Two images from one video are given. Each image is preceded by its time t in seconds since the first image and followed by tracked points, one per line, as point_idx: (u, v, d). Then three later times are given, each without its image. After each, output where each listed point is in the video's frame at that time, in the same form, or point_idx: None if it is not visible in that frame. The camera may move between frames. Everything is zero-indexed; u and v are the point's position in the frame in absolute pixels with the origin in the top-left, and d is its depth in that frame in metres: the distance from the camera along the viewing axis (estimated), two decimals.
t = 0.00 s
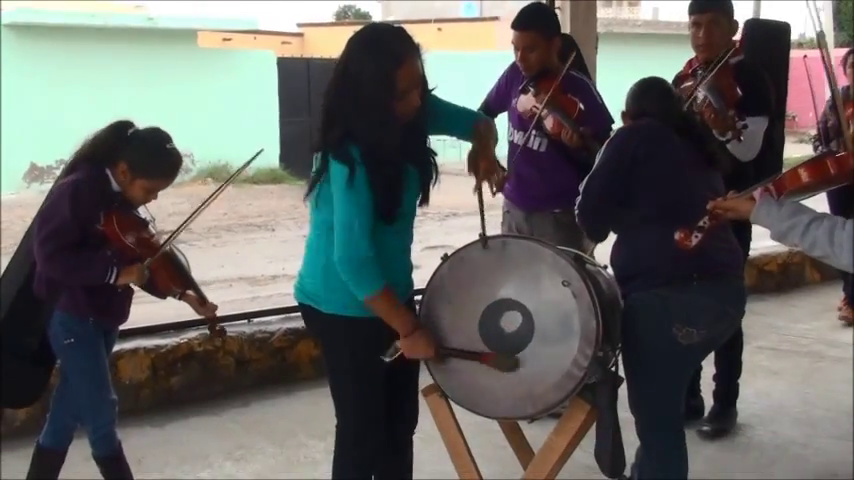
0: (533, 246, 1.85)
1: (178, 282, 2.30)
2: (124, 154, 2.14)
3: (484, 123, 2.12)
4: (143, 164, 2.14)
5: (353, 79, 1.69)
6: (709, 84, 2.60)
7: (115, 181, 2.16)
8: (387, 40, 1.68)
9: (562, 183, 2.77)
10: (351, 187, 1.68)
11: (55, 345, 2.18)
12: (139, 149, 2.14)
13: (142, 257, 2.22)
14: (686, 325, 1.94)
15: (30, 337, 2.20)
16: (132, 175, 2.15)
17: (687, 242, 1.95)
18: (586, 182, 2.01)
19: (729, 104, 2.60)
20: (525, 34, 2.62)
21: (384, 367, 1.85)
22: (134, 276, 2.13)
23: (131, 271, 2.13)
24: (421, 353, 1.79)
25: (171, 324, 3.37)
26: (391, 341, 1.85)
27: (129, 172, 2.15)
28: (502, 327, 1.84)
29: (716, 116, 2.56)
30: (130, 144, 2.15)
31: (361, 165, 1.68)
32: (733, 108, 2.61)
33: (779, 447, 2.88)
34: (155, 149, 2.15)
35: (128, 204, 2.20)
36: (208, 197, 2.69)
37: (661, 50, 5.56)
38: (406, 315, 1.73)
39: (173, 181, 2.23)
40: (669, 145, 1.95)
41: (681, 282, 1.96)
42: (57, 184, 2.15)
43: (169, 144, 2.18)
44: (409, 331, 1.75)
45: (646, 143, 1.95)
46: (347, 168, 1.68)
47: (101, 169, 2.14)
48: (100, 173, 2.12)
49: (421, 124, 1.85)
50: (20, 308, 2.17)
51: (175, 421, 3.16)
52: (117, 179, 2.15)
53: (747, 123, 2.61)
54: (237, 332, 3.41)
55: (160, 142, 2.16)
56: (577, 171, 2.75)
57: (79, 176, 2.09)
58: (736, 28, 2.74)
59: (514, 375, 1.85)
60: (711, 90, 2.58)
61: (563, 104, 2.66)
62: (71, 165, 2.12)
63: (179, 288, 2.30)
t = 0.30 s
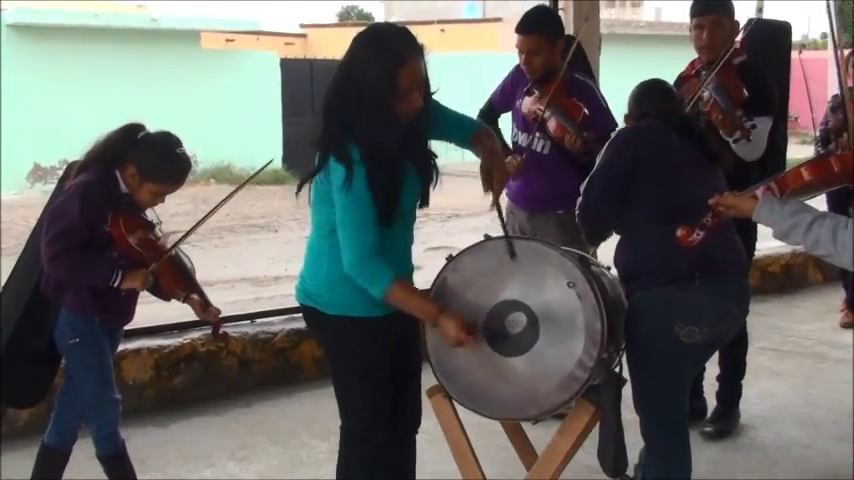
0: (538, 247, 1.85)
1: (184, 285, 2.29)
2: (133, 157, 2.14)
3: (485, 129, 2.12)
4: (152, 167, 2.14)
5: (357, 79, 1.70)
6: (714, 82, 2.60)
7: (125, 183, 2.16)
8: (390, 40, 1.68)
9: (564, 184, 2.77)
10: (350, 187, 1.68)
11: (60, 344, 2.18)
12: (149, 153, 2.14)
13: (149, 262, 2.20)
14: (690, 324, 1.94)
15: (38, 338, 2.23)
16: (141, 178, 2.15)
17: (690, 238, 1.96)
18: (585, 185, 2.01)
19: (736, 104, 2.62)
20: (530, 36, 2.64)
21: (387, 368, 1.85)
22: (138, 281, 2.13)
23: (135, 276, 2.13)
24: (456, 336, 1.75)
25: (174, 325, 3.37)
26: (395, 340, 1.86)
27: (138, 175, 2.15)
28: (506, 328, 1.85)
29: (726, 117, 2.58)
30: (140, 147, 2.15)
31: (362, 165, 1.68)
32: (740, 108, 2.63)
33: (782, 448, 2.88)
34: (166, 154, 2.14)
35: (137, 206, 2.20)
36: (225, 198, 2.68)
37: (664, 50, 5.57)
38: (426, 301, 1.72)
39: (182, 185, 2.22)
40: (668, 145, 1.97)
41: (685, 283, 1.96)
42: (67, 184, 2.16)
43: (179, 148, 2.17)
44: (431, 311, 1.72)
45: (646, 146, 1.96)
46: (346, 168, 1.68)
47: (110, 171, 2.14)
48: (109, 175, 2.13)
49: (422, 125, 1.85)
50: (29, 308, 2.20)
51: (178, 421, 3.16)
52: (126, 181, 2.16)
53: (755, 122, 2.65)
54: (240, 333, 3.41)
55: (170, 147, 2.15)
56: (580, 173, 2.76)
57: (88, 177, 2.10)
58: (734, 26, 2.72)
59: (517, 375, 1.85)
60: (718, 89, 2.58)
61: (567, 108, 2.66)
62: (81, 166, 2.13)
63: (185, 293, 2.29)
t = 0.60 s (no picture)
0: (533, 248, 1.86)
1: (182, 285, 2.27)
2: (134, 157, 2.14)
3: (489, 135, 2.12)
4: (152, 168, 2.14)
5: (351, 78, 1.70)
6: (711, 90, 2.65)
7: (125, 183, 2.16)
8: (384, 38, 1.69)
9: (562, 185, 2.77)
10: (329, 181, 1.69)
11: (59, 344, 2.18)
12: (149, 154, 2.14)
13: (148, 261, 2.20)
14: (686, 324, 1.95)
15: (36, 336, 2.24)
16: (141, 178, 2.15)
17: (685, 237, 1.94)
18: (577, 187, 2.03)
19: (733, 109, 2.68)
20: (535, 32, 2.64)
21: (384, 367, 1.86)
22: (127, 283, 2.11)
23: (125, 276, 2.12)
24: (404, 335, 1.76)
25: (172, 325, 3.37)
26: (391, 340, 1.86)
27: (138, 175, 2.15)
28: (502, 329, 1.86)
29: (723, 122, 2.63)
30: (142, 147, 2.15)
31: (343, 161, 1.68)
32: (738, 113, 2.68)
33: (780, 449, 2.88)
34: (168, 156, 2.14)
35: (136, 206, 2.20)
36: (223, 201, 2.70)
37: (663, 51, 5.57)
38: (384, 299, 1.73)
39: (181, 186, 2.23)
40: (660, 148, 1.98)
41: (681, 282, 1.97)
42: (68, 183, 2.16)
43: (180, 150, 2.17)
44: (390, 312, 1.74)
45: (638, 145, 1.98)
46: (326, 160, 1.68)
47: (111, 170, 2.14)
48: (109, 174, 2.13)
49: (416, 126, 1.86)
50: (27, 308, 2.21)
51: (175, 421, 3.16)
52: (126, 181, 2.15)
53: (752, 124, 2.70)
54: (237, 333, 3.41)
55: (172, 148, 2.15)
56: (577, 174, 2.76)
57: (89, 176, 2.10)
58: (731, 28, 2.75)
59: (513, 375, 1.85)
60: (715, 95, 2.64)
61: (567, 107, 2.67)
62: (82, 165, 2.13)
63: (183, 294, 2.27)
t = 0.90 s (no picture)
0: (526, 250, 1.85)
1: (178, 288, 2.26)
2: (129, 161, 2.14)
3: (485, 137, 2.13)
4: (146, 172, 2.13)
5: (347, 82, 1.70)
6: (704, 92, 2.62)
7: (120, 187, 2.16)
8: (381, 43, 1.70)
9: (555, 185, 2.78)
10: (321, 189, 1.69)
11: (55, 348, 2.18)
12: (143, 158, 2.13)
13: (144, 264, 2.21)
14: (679, 323, 1.95)
15: (31, 341, 2.23)
16: (136, 183, 2.15)
17: (678, 238, 1.95)
18: (572, 189, 2.04)
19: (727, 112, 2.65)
20: (529, 29, 2.69)
21: (379, 368, 1.86)
22: (126, 285, 2.13)
23: (124, 280, 2.14)
24: (380, 354, 1.76)
25: (166, 329, 3.37)
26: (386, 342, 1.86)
27: (133, 180, 2.15)
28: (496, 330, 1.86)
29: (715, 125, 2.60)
30: (136, 151, 2.15)
31: (336, 170, 1.68)
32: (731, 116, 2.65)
33: (775, 450, 2.89)
34: (163, 158, 2.14)
35: (131, 210, 2.20)
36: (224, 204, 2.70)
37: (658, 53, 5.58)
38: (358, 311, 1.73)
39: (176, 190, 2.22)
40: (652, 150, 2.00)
41: (676, 283, 1.97)
42: (63, 186, 2.16)
43: (175, 153, 2.17)
44: (370, 330, 1.74)
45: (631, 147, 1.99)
46: (320, 169, 1.69)
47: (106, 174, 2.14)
48: (104, 178, 2.13)
49: (411, 130, 1.86)
50: (24, 311, 2.21)
51: (170, 424, 3.16)
52: (121, 185, 2.15)
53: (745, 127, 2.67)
54: (232, 336, 3.42)
55: (166, 152, 2.15)
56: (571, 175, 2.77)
57: (83, 180, 2.10)
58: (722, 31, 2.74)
59: (508, 376, 1.85)
60: (708, 97, 2.60)
61: (561, 103, 2.67)
62: (78, 168, 2.13)
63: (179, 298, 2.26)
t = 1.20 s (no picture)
0: (514, 254, 1.86)
1: (167, 296, 2.28)
2: (116, 167, 2.12)
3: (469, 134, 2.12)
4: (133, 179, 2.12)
5: (338, 86, 1.71)
6: (696, 93, 2.66)
7: (107, 193, 2.15)
8: (372, 46, 1.70)
9: (541, 190, 2.79)
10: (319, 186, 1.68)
11: (40, 354, 2.18)
12: (132, 165, 2.11)
13: (127, 269, 2.20)
14: (669, 327, 1.95)
15: (17, 345, 2.17)
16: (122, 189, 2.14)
17: (668, 248, 1.93)
18: (557, 196, 2.05)
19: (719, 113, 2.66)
20: (525, 32, 2.71)
21: (368, 373, 1.86)
22: (105, 287, 2.13)
23: (103, 282, 2.14)
24: (375, 349, 1.73)
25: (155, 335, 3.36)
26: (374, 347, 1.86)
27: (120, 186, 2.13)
28: (485, 334, 1.86)
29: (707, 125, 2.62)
30: (123, 156, 2.13)
31: (331, 166, 1.69)
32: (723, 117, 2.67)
33: (763, 452, 2.90)
34: (149, 164, 2.13)
35: (117, 216, 2.19)
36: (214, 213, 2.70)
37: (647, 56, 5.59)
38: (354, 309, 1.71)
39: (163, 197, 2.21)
40: (633, 156, 2.02)
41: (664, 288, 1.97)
42: (51, 188, 2.15)
43: (161, 159, 2.16)
44: (364, 322, 1.72)
45: (615, 153, 2.01)
46: (316, 166, 1.68)
47: (94, 179, 2.12)
48: (92, 182, 2.11)
49: (402, 134, 1.87)
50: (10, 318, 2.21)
51: (159, 430, 3.15)
52: (109, 190, 2.14)
53: (737, 129, 2.68)
54: (221, 341, 3.41)
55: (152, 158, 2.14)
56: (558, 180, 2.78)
57: (71, 183, 2.09)
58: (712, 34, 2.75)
59: (497, 381, 1.85)
60: (699, 98, 2.64)
61: (553, 110, 2.72)
62: (67, 172, 2.12)
63: (167, 306, 2.29)
